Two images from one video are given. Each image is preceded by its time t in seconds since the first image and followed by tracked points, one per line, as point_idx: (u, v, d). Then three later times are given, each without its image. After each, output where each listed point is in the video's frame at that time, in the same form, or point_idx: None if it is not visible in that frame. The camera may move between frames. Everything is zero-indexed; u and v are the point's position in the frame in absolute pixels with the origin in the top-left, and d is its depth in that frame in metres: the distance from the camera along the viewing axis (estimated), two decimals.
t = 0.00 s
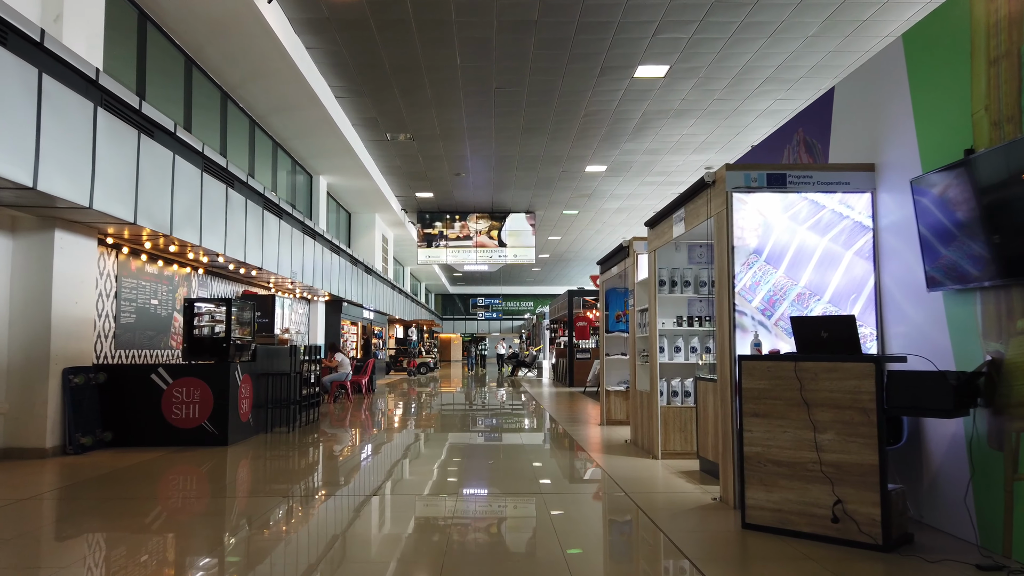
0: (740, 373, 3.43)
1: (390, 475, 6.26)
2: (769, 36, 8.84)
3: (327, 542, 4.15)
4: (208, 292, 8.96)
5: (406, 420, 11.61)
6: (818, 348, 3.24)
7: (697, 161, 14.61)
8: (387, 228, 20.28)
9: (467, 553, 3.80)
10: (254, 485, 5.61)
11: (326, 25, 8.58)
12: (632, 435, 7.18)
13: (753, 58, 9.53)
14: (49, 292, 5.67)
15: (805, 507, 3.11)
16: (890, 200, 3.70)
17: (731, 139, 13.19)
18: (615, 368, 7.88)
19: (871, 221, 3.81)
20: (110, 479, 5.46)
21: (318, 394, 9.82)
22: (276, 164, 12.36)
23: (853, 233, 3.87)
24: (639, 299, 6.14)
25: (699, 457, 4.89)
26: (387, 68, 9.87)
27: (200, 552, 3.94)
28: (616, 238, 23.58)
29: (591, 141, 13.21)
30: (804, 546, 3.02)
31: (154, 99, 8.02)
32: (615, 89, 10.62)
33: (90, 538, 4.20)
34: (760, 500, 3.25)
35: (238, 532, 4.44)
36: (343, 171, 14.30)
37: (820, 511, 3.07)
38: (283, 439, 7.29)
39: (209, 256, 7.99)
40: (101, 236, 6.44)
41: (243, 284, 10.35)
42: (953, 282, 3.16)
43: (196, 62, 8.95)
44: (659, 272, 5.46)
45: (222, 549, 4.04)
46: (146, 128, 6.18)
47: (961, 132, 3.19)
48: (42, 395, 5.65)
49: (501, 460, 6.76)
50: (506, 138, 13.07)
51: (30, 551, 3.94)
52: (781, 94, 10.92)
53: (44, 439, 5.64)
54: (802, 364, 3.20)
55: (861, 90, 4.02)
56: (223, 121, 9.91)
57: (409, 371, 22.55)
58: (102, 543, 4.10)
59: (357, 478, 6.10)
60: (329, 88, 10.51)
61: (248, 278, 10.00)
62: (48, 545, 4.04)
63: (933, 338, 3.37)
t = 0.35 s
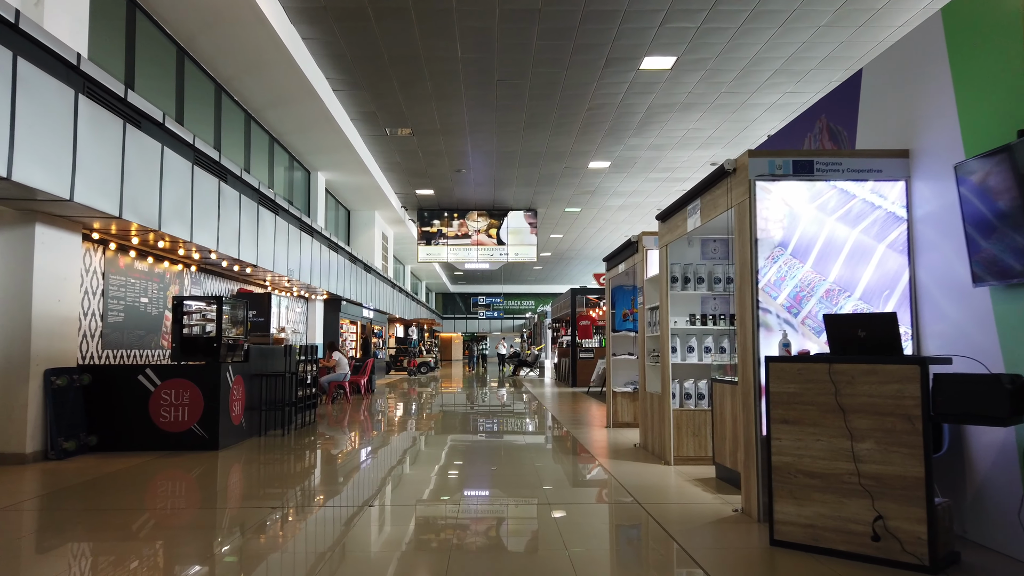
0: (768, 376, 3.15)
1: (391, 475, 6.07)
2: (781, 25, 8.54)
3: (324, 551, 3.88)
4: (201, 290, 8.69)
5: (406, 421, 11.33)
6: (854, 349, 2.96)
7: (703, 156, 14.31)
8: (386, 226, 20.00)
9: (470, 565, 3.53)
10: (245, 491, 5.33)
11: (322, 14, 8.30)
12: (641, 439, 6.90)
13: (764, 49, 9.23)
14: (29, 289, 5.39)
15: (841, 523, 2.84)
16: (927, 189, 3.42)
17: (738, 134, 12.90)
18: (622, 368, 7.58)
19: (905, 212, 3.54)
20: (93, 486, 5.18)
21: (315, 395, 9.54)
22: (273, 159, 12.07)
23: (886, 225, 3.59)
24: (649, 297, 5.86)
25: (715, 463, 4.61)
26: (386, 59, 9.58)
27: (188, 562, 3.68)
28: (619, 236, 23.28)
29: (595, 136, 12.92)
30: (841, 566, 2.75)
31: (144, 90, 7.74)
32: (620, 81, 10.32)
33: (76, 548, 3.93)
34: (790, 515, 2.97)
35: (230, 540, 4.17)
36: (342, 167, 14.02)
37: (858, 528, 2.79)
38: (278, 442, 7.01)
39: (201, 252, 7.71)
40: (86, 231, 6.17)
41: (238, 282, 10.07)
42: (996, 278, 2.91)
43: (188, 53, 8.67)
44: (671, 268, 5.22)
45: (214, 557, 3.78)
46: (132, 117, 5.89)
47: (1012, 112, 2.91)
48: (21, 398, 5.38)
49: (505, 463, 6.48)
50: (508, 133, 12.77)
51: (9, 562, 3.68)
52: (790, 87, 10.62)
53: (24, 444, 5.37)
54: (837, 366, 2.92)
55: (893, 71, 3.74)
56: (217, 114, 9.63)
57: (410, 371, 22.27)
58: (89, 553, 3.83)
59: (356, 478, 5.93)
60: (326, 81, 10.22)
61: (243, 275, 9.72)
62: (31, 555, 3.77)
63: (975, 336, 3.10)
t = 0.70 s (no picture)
0: (800, 382, 2.89)
1: (390, 478, 5.86)
2: (793, 15, 8.26)
3: (324, 559, 3.63)
4: (194, 289, 8.43)
5: (406, 423, 11.06)
6: (899, 351, 2.69)
7: (708, 153, 14.03)
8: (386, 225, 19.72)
9: None
10: (237, 498, 5.06)
11: (319, 3, 8.04)
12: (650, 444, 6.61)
13: (775, 40, 8.95)
14: (9, 288, 5.11)
15: (886, 545, 2.58)
16: (970, 178, 3.15)
17: (745, 131, 12.62)
18: (629, 369, 7.30)
19: (946, 203, 3.27)
20: (76, 493, 4.90)
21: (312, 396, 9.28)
22: (270, 155, 11.80)
23: (926, 216, 3.31)
24: (661, 296, 5.59)
25: (734, 471, 4.32)
26: (386, 52, 9.32)
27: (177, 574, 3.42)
28: (622, 235, 23.01)
29: (599, 131, 12.64)
30: None
31: (134, 80, 7.47)
32: (626, 74, 10.03)
33: (60, 559, 3.66)
34: (828, 536, 2.71)
35: (224, 549, 3.90)
36: (341, 163, 13.74)
37: (906, 551, 2.54)
38: (272, 447, 6.73)
39: (193, 249, 7.43)
40: (71, 226, 5.89)
41: (232, 281, 9.78)
42: None
43: (180, 43, 8.40)
44: (686, 265, 4.95)
45: (207, 568, 3.52)
46: (119, 106, 5.62)
47: None
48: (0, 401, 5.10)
49: (507, 467, 6.23)
50: (510, 129, 12.50)
51: None
52: (801, 81, 10.34)
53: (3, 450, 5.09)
54: (879, 370, 2.67)
55: (932, 51, 3.47)
56: (212, 108, 9.35)
57: (410, 371, 22.01)
58: (73, 563, 3.57)
59: (356, 480, 5.75)
60: (324, 74, 9.96)
61: (239, 274, 9.44)
62: (9, 568, 3.50)
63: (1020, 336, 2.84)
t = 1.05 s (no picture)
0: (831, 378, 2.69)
1: (384, 480, 5.62)
2: (799, 2, 8.01)
3: (310, 567, 3.34)
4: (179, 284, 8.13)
5: (401, 423, 10.78)
6: (941, 343, 2.46)
7: (709, 148, 13.77)
8: (380, 223, 19.42)
9: None
10: (221, 501, 4.80)
11: None
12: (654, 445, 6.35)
13: (779, 29, 8.69)
14: None
15: (929, 560, 2.36)
16: (1009, 155, 2.91)
17: (747, 125, 12.36)
18: (631, 368, 7.00)
19: (982, 183, 3.03)
20: (47, 498, 4.60)
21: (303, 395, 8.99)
22: (260, 149, 11.50)
23: (961, 197, 3.06)
24: (665, 290, 5.32)
25: (746, 476, 4.04)
26: (379, 40, 9.03)
27: None
28: (619, 233, 22.74)
29: (598, 125, 12.38)
30: None
31: (117, 67, 7.19)
32: (626, 65, 9.77)
33: (31, 566, 3.39)
34: (862, 549, 2.50)
35: (205, 555, 3.61)
36: (334, 158, 13.44)
37: (951, 567, 2.32)
38: (259, 448, 6.46)
39: (176, 243, 7.13)
40: (44, 216, 5.59)
41: (220, 277, 9.48)
42: None
43: (166, 30, 8.12)
44: (693, 256, 4.65)
45: None
46: (95, 90, 5.33)
47: None
48: None
49: (504, 468, 5.96)
50: (508, 122, 12.22)
51: None
52: (805, 72, 10.09)
53: None
54: (920, 365, 2.46)
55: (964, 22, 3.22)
56: (198, 97, 9.05)
57: (405, 371, 21.72)
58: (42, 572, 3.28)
59: (350, 482, 5.53)
60: (316, 64, 9.68)
61: (226, 269, 9.14)
62: None
63: None
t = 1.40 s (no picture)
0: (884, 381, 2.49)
1: (384, 484, 5.37)
2: None
3: None
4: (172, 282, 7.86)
5: (403, 424, 10.52)
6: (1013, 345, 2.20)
7: (715, 144, 13.48)
8: (381, 220, 19.14)
9: None
10: (213, 509, 4.55)
11: None
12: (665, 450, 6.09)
13: (791, 19, 8.41)
14: None
15: None
16: None
17: (755, 120, 12.07)
18: (640, 369, 6.75)
19: None
20: (26, 508, 4.32)
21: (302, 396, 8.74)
22: (257, 146, 11.23)
23: (1017, 182, 2.81)
24: (680, 287, 5.04)
25: (771, 487, 3.75)
26: (377, 30, 8.74)
27: None
28: (623, 231, 22.43)
29: (602, 120, 12.09)
30: None
31: (105, 56, 6.92)
32: (633, 57, 9.49)
33: None
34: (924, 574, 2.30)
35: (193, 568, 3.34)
36: (333, 154, 13.17)
37: None
38: (254, 453, 6.20)
39: (166, 238, 6.84)
40: (25, 210, 5.32)
41: (215, 274, 9.21)
42: None
43: (156, 18, 7.85)
44: (711, 251, 4.37)
45: None
46: (77, 77, 5.05)
47: None
48: None
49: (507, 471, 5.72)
50: (511, 117, 11.94)
51: None
52: (816, 65, 9.80)
53: None
54: (988, 370, 2.24)
55: None
56: (192, 90, 8.77)
57: (407, 370, 21.45)
58: None
59: (348, 487, 5.28)
60: (313, 56, 9.41)
61: (222, 266, 8.88)
62: None
63: None
